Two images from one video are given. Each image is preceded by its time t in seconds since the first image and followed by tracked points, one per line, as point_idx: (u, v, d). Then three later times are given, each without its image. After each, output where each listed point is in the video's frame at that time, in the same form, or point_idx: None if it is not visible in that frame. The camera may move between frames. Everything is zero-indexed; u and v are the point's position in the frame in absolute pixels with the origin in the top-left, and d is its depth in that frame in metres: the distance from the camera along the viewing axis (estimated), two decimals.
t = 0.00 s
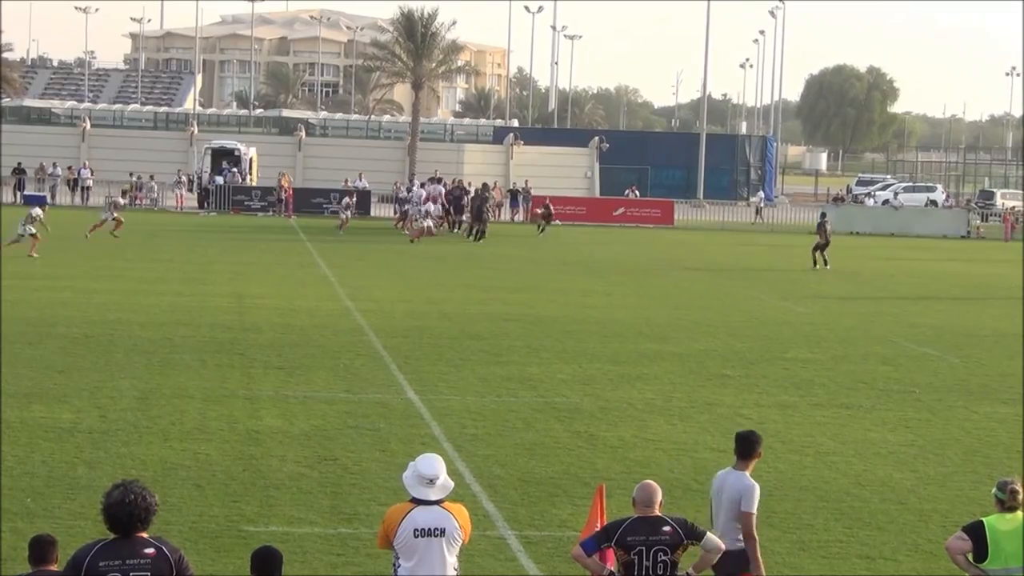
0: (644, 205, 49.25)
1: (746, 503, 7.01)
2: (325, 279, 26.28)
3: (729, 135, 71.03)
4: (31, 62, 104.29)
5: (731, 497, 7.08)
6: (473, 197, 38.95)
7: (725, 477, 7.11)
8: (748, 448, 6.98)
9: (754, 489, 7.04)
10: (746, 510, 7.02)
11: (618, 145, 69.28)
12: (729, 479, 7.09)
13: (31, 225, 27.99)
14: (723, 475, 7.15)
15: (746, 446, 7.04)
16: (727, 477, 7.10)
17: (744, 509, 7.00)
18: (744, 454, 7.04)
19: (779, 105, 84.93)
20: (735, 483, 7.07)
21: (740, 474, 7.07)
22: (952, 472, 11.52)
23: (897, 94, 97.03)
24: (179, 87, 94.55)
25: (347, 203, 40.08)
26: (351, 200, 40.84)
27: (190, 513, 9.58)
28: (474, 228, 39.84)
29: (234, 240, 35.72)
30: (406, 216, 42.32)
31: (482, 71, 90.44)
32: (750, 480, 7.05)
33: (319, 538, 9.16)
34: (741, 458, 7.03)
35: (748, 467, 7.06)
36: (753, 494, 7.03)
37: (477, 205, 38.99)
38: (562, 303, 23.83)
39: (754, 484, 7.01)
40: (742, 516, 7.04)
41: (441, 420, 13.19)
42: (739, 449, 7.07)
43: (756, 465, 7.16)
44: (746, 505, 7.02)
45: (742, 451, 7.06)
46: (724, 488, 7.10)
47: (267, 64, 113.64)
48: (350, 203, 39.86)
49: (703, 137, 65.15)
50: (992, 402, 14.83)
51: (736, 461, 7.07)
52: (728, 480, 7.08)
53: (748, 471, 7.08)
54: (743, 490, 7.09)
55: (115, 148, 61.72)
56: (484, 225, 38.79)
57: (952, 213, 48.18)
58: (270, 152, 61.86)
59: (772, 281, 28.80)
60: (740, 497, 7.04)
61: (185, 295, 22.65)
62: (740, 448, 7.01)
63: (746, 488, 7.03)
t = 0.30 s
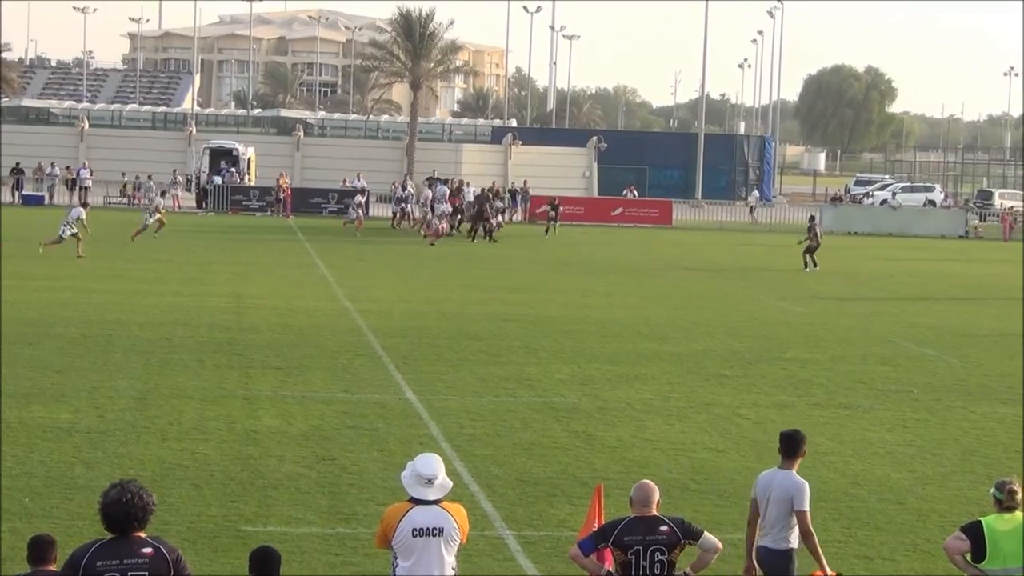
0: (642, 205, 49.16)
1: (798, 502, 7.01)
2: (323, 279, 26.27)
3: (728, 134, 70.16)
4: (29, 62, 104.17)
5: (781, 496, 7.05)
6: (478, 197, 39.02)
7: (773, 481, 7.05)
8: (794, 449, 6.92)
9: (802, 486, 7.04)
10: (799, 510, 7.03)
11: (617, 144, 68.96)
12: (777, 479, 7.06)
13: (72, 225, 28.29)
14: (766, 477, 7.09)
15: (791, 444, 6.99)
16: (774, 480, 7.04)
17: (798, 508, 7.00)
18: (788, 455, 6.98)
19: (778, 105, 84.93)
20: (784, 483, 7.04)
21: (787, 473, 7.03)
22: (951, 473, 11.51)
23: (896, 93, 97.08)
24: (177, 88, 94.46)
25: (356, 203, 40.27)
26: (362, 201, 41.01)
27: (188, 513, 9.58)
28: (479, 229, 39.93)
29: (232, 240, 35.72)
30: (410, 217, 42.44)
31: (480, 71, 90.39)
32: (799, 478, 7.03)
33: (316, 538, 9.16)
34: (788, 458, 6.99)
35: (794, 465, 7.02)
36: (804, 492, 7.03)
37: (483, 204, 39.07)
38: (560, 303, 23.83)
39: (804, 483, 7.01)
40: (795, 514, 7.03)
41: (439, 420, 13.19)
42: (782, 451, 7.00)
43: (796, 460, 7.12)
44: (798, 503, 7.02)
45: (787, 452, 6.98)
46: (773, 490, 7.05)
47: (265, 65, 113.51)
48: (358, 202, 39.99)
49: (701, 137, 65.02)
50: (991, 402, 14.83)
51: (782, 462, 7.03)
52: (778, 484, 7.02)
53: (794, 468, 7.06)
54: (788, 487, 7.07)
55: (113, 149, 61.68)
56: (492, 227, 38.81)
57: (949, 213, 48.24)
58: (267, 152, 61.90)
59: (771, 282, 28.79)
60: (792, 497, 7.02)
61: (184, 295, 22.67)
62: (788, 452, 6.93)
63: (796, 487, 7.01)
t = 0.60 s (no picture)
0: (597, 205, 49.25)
1: (797, 501, 6.99)
2: (277, 279, 26.04)
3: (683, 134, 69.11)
4: None
5: (780, 495, 7.03)
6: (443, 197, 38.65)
7: (773, 479, 7.04)
8: (795, 447, 6.94)
9: (802, 486, 7.03)
10: (798, 509, 7.00)
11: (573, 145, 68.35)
12: (773, 479, 7.07)
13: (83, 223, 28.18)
14: (765, 477, 7.09)
15: (790, 444, 7.02)
16: (775, 479, 7.03)
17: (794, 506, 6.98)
18: (789, 453, 7.00)
19: (735, 104, 85.27)
20: (780, 482, 7.04)
21: (786, 472, 7.04)
22: (904, 472, 11.54)
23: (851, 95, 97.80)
24: (132, 87, 93.48)
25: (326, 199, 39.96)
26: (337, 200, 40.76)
27: (143, 514, 9.43)
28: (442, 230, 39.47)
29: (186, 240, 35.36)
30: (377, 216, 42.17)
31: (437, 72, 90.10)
32: (796, 477, 7.02)
33: (271, 539, 9.04)
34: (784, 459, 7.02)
35: (795, 464, 7.03)
36: (803, 491, 7.02)
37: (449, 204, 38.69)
38: (516, 303, 23.76)
39: (805, 481, 7.00)
40: (794, 514, 7.01)
41: (394, 420, 13.09)
42: (781, 449, 7.02)
43: (795, 461, 7.14)
44: (796, 503, 7.00)
45: (787, 450, 7.00)
46: (773, 489, 7.04)
47: (221, 64, 112.47)
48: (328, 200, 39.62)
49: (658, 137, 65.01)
50: (944, 402, 14.89)
51: (780, 460, 7.05)
52: (778, 482, 7.01)
53: (792, 469, 7.07)
54: (788, 489, 7.06)
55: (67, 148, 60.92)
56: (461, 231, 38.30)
57: (905, 213, 48.58)
58: (224, 152, 61.32)
59: (726, 281, 28.86)
60: (789, 495, 7.01)
61: (138, 295, 22.40)
62: (787, 449, 6.96)
63: (794, 485, 7.00)
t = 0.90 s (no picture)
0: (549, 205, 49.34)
1: (799, 504, 6.99)
2: (228, 279, 25.86)
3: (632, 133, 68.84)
4: None
5: (783, 497, 7.04)
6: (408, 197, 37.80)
7: (777, 481, 7.04)
8: (798, 450, 6.94)
9: (806, 489, 7.01)
10: (799, 512, 7.00)
11: (526, 145, 67.50)
12: (778, 481, 7.07)
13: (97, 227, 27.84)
14: (771, 479, 7.10)
15: (795, 446, 7.01)
16: (778, 481, 7.04)
17: (796, 510, 6.98)
18: (792, 455, 6.99)
19: (687, 105, 85.55)
20: (785, 484, 7.03)
21: (791, 475, 7.02)
22: (855, 472, 11.64)
23: (802, 95, 98.45)
24: (81, 86, 92.34)
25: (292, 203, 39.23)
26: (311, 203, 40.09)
27: (93, 515, 9.33)
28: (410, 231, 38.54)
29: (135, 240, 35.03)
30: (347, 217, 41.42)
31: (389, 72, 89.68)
32: (801, 481, 7.01)
33: (223, 539, 8.98)
34: (789, 461, 7.00)
35: (798, 468, 7.02)
36: (806, 496, 6.99)
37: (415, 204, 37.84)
38: (469, 303, 23.74)
39: (806, 485, 6.97)
40: (794, 516, 7.02)
41: (346, 420, 13.04)
42: (787, 451, 7.02)
43: (802, 463, 7.12)
44: (799, 506, 7.00)
45: (790, 453, 7.00)
46: (777, 491, 7.05)
47: (171, 63, 111.36)
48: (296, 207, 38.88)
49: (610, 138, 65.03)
50: (895, 402, 15.03)
51: (785, 463, 7.04)
52: (780, 485, 7.01)
53: (798, 472, 7.05)
54: (794, 491, 7.05)
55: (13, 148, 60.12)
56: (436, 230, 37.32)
57: (855, 213, 49.03)
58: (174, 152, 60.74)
59: (679, 281, 28.96)
60: (792, 498, 7.01)
61: (88, 295, 22.16)
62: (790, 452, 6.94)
63: (797, 489, 6.98)
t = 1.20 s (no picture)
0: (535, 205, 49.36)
1: (831, 500, 7.03)
2: (213, 279, 25.82)
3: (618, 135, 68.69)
4: None
5: (814, 494, 7.07)
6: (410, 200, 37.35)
7: (808, 479, 7.07)
8: (828, 447, 6.98)
9: (838, 486, 7.06)
10: (832, 509, 7.03)
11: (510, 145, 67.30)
12: (809, 479, 7.11)
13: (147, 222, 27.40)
14: (800, 476, 7.14)
15: (825, 444, 7.06)
16: (806, 478, 7.09)
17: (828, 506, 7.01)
18: (823, 453, 7.05)
19: (673, 107, 85.57)
20: (816, 481, 7.08)
21: (822, 473, 7.07)
22: (839, 472, 11.68)
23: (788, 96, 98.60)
24: (65, 86, 91.91)
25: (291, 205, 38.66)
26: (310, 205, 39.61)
27: (79, 516, 9.29)
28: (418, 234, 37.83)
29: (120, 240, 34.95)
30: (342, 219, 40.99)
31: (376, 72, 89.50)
32: (832, 479, 7.06)
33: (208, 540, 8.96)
34: (820, 459, 7.05)
35: (829, 465, 7.06)
36: (838, 491, 7.04)
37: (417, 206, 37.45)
38: (454, 303, 23.75)
39: (837, 482, 7.03)
40: (827, 513, 7.05)
41: (332, 420, 13.04)
42: (816, 450, 7.06)
43: (833, 462, 7.17)
44: (831, 502, 7.04)
45: (821, 450, 7.04)
46: (808, 489, 7.09)
47: (156, 63, 110.89)
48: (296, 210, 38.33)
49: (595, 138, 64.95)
50: (880, 402, 15.08)
51: (816, 461, 7.09)
52: (811, 482, 7.05)
53: (829, 470, 7.10)
54: (825, 488, 7.09)
55: None
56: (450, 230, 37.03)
57: (841, 213, 49.11)
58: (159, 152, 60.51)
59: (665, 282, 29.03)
60: (824, 495, 7.05)
61: (74, 295, 22.10)
62: (821, 450, 6.98)
63: (829, 487, 7.02)
